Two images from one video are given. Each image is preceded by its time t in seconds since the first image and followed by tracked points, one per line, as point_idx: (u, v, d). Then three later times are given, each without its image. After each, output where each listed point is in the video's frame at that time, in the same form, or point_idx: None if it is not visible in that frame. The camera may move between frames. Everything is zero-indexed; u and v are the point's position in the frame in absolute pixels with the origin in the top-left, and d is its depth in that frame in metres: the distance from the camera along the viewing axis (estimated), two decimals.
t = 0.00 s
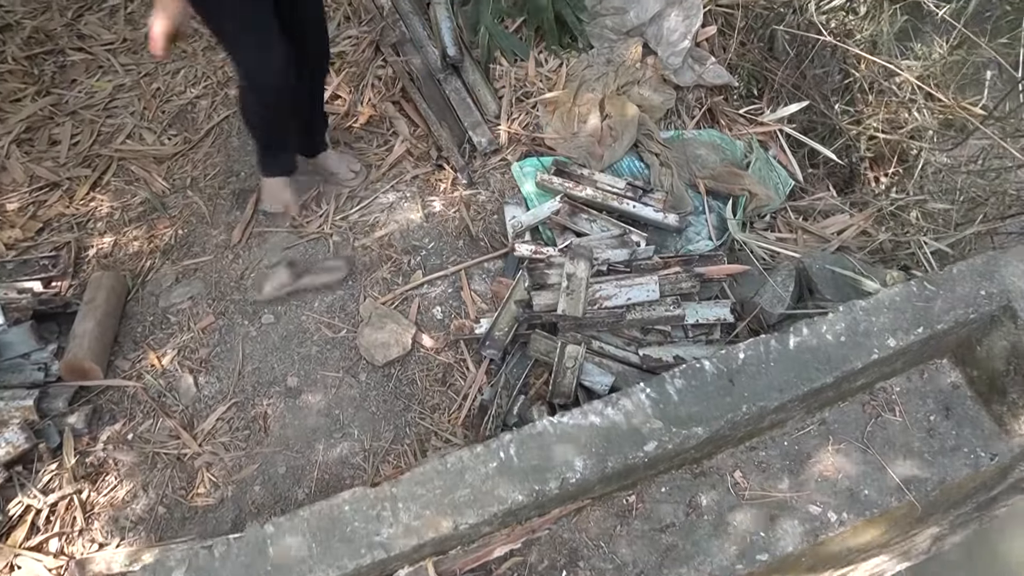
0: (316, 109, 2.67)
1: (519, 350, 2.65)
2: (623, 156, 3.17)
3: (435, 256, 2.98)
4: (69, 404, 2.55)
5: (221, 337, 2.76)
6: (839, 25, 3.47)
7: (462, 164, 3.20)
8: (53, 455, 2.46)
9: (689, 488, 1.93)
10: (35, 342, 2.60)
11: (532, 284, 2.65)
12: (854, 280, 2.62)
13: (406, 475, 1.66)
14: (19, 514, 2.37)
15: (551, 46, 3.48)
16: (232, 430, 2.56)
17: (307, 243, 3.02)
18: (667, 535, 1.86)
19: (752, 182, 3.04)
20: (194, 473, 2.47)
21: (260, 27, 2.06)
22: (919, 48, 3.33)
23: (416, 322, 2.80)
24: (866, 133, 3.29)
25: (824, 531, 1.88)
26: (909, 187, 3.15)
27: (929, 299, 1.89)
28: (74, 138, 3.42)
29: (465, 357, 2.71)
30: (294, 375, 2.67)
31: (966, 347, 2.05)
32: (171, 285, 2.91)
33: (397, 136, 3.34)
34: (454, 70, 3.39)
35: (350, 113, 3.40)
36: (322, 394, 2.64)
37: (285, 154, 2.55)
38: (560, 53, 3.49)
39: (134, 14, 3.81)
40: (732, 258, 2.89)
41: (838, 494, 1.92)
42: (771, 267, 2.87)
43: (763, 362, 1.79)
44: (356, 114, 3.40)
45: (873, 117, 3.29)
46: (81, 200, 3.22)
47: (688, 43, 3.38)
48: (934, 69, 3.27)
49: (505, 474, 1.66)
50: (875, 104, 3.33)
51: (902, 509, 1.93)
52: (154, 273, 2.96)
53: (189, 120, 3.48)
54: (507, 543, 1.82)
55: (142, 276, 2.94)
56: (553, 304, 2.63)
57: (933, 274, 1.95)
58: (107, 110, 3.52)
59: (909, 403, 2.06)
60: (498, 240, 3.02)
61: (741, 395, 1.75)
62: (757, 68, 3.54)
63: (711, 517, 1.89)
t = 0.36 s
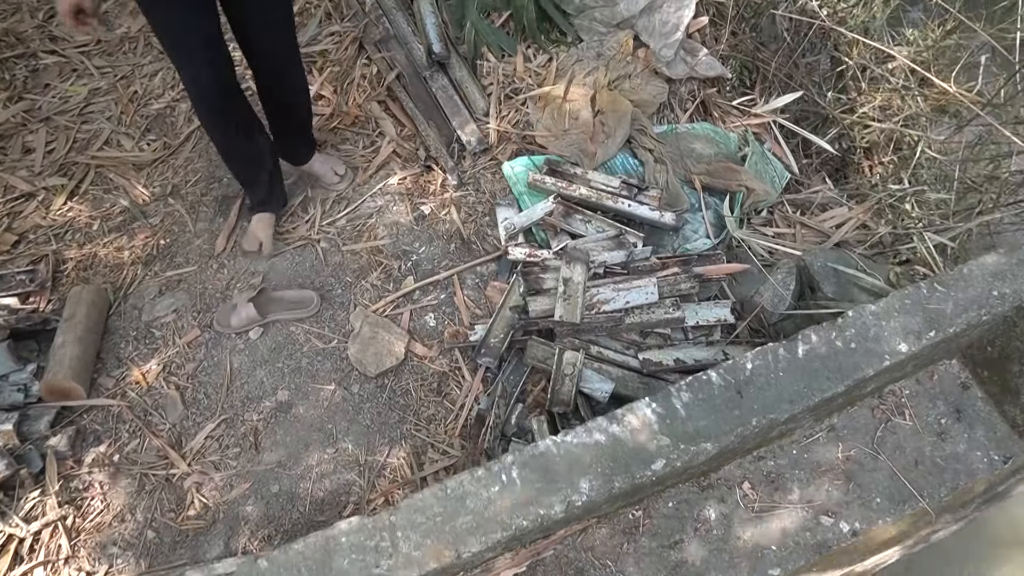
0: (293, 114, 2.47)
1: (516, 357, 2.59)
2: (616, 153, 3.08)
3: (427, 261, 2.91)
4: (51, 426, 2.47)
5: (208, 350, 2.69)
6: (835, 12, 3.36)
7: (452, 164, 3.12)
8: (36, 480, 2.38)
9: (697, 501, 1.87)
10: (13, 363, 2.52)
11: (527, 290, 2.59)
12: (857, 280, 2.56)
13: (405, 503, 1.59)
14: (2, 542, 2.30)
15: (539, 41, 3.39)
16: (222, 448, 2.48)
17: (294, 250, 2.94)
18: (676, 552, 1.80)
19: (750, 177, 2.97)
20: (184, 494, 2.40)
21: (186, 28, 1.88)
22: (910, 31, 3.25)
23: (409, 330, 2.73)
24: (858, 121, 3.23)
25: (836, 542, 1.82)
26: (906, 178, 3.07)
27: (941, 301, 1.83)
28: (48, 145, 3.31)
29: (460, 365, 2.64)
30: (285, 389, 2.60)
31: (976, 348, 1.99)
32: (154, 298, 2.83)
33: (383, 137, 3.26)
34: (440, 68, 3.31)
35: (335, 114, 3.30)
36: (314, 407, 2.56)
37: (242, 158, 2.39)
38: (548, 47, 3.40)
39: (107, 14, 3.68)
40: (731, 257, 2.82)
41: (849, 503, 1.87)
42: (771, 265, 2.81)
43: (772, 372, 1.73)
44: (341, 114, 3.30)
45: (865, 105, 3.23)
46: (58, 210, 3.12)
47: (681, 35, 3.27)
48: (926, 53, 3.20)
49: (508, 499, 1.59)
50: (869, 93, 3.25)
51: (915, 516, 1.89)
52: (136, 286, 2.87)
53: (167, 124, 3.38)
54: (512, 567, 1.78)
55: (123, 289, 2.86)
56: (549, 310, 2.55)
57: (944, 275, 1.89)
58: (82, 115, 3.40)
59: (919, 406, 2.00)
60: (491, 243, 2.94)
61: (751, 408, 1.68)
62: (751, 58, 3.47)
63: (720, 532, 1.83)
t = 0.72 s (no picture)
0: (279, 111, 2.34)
1: (513, 364, 2.52)
2: (613, 151, 3.01)
3: (420, 265, 2.84)
4: (31, 443, 2.38)
5: (194, 361, 2.60)
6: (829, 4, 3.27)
7: (444, 164, 3.04)
8: (17, 501, 2.28)
9: (706, 518, 1.80)
10: None
11: (525, 295, 2.51)
12: (864, 281, 2.49)
13: (404, 530, 1.51)
14: None
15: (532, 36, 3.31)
16: (211, 463, 2.40)
17: (284, 256, 2.85)
18: (685, 572, 1.74)
19: (750, 175, 2.90)
20: (172, 512, 2.32)
21: (151, 43, 1.77)
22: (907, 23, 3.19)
23: (403, 338, 2.66)
24: (858, 116, 3.13)
25: (850, 559, 1.76)
26: (905, 174, 2.99)
27: (957, 309, 1.77)
28: (25, 148, 3.20)
29: (456, 373, 2.58)
30: (276, 400, 2.52)
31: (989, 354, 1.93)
32: (138, 307, 2.75)
33: (373, 136, 3.18)
34: (430, 65, 3.22)
35: (323, 114, 3.22)
36: (307, 419, 2.49)
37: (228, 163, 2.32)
38: (541, 43, 3.32)
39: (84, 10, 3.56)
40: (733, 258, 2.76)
41: (862, 518, 1.80)
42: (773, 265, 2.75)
43: (784, 386, 1.66)
44: (329, 114, 3.22)
45: (864, 98, 3.13)
46: (36, 215, 3.01)
47: (677, 29, 3.21)
48: (923, 45, 3.12)
49: (512, 525, 1.52)
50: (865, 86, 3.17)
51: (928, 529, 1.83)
52: (119, 295, 2.79)
53: (149, 124, 3.28)
54: None
55: (105, 298, 2.77)
56: (549, 315, 2.48)
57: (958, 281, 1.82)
58: (59, 115, 3.30)
59: (931, 414, 1.93)
60: (486, 246, 2.86)
61: (763, 424, 1.62)
62: (750, 53, 3.38)
63: (730, 550, 1.76)
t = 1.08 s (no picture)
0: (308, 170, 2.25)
1: (526, 359, 2.49)
2: (625, 143, 2.97)
3: (430, 259, 2.80)
4: (39, 442, 2.35)
5: (203, 357, 2.57)
6: None
7: (453, 155, 3.00)
8: (25, 501, 2.27)
9: (728, 518, 1.77)
10: None
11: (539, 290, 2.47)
12: (885, 277, 2.43)
13: (423, 536, 1.49)
14: None
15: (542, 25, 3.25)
16: (222, 460, 2.38)
17: (291, 249, 2.82)
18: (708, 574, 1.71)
19: (765, 167, 2.86)
20: (182, 510, 2.29)
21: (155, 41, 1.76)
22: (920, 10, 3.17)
23: (414, 332, 2.63)
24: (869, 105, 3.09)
25: (875, 561, 1.73)
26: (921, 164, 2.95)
27: (987, 306, 1.74)
28: (27, 141, 3.17)
29: (469, 369, 2.55)
30: (286, 396, 2.49)
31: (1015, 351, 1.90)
32: (145, 302, 2.72)
33: (380, 128, 3.16)
34: (438, 55, 3.18)
35: (329, 104, 3.19)
36: (317, 416, 2.46)
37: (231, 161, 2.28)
38: (551, 32, 3.26)
39: None
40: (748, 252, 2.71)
41: (886, 519, 1.77)
42: (789, 259, 2.68)
43: (811, 386, 1.63)
44: (335, 104, 3.19)
45: (876, 88, 3.10)
46: (39, 208, 2.99)
47: (691, 17, 3.14)
48: (936, 34, 3.11)
49: (534, 528, 1.49)
50: (877, 75, 3.12)
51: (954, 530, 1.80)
52: (125, 290, 2.76)
53: (153, 116, 3.23)
54: None
55: (111, 293, 2.75)
56: (563, 311, 2.44)
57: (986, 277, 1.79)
58: (61, 107, 3.26)
59: (955, 413, 1.91)
60: (497, 239, 2.83)
61: (790, 425, 1.59)
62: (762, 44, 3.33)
63: (753, 551, 1.73)
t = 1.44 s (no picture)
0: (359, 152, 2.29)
1: (555, 347, 2.48)
2: (657, 131, 2.93)
3: (459, 243, 2.78)
4: (70, 415, 2.36)
5: (231, 335, 2.58)
6: None
7: (482, 138, 2.98)
8: (56, 473, 2.28)
9: (762, 513, 1.75)
10: (28, 348, 2.40)
11: (570, 278, 2.45)
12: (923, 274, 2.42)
13: (463, 520, 1.54)
14: (22, 538, 2.20)
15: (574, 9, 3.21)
16: (250, 438, 2.38)
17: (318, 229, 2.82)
18: (741, 568, 1.69)
19: (800, 158, 2.82)
20: (210, 487, 2.30)
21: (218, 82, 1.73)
22: None
23: (442, 316, 2.62)
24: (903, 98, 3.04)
25: (910, 560, 1.71)
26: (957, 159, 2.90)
27: None
28: (56, 115, 3.18)
29: (496, 355, 2.54)
30: (313, 377, 2.49)
31: None
32: (173, 279, 2.72)
33: (409, 109, 3.14)
34: (468, 37, 3.15)
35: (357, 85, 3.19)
36: (344, 397, 2.46)
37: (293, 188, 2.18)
38: (583, 16, 3.22)
39: None
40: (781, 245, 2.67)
41: (923, 518, 1.75)
42: (822, 251, 2.64)
43: (853, 382, 1.66)
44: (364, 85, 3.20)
45: (909, 81, 3.05)
46: (68, 183, 3.01)
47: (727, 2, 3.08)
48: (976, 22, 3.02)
49: (571, 517, 1.53)
50: (910, 67, 3.07)
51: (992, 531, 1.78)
52: (153, 267, 2.77)
53: (181, 94, 3.23)
54: None
55: (140, 269, 2.76)
56: (595, 299, 2.44)
57: None
58: (89, 82, 3.26)
59: (996, 413, 1.88)
60: (526, 225, 2.81)
61: (832, 420, 1.62)
62: (796, 31, 3.26)
63: (787, 547, 1.72)
